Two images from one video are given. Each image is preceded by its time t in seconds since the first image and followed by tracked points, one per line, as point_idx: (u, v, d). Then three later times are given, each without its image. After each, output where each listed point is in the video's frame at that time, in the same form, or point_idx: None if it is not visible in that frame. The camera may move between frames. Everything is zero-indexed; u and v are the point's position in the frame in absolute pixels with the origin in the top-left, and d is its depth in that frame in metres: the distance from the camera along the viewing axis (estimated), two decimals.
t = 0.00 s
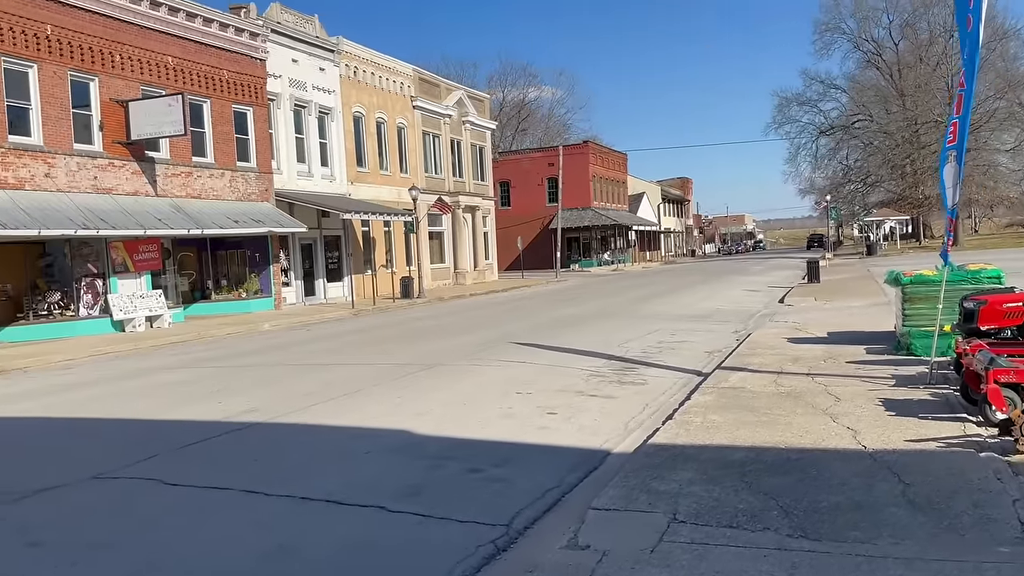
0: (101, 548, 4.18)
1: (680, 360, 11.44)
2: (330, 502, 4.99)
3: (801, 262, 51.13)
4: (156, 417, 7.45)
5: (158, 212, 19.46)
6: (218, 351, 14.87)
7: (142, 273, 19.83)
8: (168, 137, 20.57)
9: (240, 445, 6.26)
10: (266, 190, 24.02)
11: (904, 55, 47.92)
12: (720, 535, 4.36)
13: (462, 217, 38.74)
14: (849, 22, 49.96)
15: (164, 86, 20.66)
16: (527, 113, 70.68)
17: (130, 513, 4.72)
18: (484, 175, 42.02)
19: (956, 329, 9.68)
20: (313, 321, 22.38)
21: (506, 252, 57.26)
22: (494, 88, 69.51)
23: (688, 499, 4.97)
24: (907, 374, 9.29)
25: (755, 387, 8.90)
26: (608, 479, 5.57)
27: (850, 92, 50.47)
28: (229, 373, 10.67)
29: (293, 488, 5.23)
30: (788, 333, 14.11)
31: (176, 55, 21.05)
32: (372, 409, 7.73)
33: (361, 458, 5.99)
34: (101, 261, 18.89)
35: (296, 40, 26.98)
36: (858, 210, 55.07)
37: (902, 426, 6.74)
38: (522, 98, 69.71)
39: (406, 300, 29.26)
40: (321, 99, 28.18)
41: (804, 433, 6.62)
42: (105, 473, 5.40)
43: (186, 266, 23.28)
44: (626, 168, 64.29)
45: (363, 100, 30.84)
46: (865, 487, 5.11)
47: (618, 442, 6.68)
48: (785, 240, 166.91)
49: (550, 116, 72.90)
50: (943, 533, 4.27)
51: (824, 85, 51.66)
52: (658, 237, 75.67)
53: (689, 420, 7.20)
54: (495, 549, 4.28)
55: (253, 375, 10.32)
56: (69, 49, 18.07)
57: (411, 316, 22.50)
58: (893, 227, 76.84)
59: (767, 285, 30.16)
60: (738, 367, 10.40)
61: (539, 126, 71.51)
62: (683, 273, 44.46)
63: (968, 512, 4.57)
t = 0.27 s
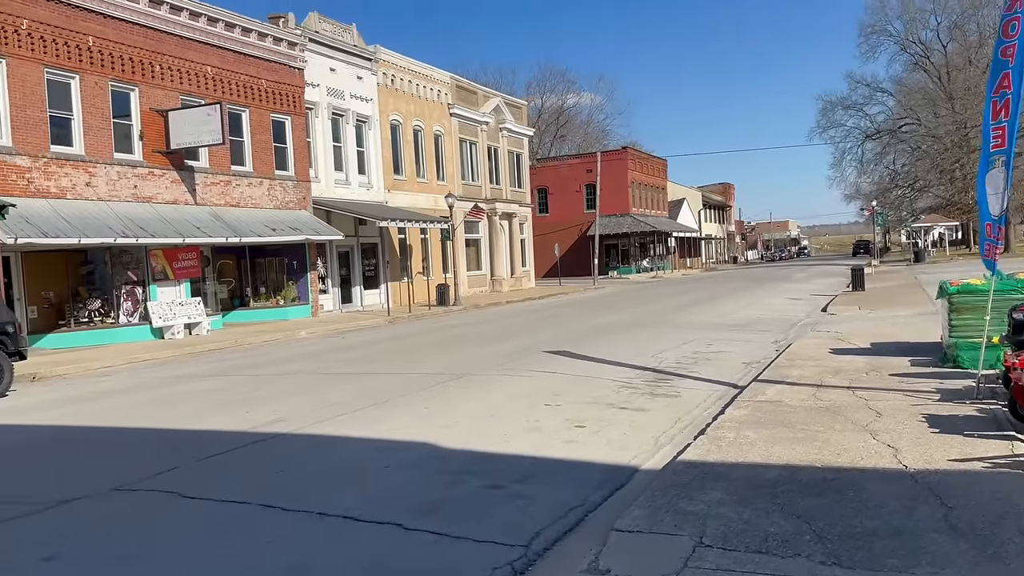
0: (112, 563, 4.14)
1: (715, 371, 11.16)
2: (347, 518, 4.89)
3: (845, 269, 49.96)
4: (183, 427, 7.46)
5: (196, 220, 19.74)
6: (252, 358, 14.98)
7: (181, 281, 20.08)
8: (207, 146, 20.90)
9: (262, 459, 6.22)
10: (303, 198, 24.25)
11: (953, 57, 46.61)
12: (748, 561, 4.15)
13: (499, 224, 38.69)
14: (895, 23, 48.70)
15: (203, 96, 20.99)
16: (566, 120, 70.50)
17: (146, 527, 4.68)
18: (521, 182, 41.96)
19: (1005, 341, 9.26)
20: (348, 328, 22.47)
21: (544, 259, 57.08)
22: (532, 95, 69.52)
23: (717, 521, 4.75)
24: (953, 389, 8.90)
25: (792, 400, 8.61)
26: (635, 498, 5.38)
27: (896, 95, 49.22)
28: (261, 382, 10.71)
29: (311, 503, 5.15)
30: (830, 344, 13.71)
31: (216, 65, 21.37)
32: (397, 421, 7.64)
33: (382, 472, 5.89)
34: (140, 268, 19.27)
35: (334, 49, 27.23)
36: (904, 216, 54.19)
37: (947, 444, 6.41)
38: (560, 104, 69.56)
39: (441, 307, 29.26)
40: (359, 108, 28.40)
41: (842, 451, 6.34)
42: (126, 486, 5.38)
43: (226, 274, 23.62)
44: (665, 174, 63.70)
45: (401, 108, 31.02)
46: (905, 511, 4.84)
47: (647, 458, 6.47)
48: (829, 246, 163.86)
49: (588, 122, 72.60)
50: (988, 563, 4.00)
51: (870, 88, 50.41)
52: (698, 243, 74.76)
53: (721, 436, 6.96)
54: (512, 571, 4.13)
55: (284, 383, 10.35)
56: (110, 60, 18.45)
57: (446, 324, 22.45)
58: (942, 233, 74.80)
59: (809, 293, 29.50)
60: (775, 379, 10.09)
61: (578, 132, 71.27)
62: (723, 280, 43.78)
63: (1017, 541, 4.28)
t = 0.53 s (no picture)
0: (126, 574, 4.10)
1: (751, 381, 10.87)
2: (366, 531, 4.81)
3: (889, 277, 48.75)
4: (211, 435, 7.48)
5: (234, 228, 20.00)
6: (285, 365, 15.06)
7: (218, 287, 20.61)
8: (245, 155, 21.18)
9: (286, 469, 6.19)
10: (339, 206, 24.42)
11: (1001, 61, 45.29)
12: None
13: (534, 231, 38.55)
14: (939, 26, 47.44)
15: (241, 106, 21.27)
16: (603, 127, 70.18)
17: (165, 537, 4.66)
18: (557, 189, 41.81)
19: None
20: (382, 336, 22.52)
21: (580, 267, 56.82)
22: (569, 102, 69.40)
23: (746, 541, 4.56)
24: (1001, 402, 8.50)
25: (830, 412, 8.31)
26: (662, 513, 5.21)
27: (941, 100, 47.94)
28: (292, 389, 10.74)
29: (331, 515, 5.09)
30: (872, 354, 13.30)
31: (253, 75, 21.64)
32: (424, 430, 7.57)
33: (404, 483, 5.80)
34: (179, 276, 19.79)
35: (371, 58, 27.43)
36: (949, 223, 53.20)
37: (994, 461, 6.10)
38: (597, 111, 69.31)
39: (476, 314, 29.22)
40: (395, 116, 28.56)
41: (881, 467, 6.08)
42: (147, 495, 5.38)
43: (263, 281, 23.86)
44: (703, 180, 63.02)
45: (436, 116, 31.13)
46: (946, 532, 4.59)
47: (678, 471, 6.27)
48: (873, 254, 160.59)
49: (625, 129, 72.21)
50: None
51: (914, 92, 49.11)
52: (737, 251, 73.70)
53: (755, 450, 6.74)
54: None
55: (315, 391, 10.35)
56: (150, 70, 18.78)
57: (479, 331, 22.37)
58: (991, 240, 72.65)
59: (851, 302, 28.82)
60: (814, 390, 9.78)
61: (615, 139, 70.91)
62: (761, 288, 43.06)
63: None
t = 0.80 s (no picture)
0: None
1: (787, 395, 10.59)
2: (386, 548, 4.72)
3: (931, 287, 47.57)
4: (238, 447, 7.49)
5: (268, 237, 20.18)
6: (315, 374, 15.10)
7: (252, 295, 20.85)
8: (279, 164, 21.39)
9: (309, 482, 6.15)
10: (372, 215, 24.56)
11: None
12: None
13: (566, 240, 38.39)
14: (980, 30, 46.12)
15: (276, 115, 21.49)
16: (637, 134, 69.78)
17: (184, 552, 4.63)
18: (590, 198, 41.61)
19: None
20: (413, 344, 22.53)
21: (614, 275, 56.48)
22: (603, 110, 69.19)
23: (778, 566, 4.37)
24: None
25: (868, 427, 8.04)
26: (691, 534, 5.04)
27: (985, 105, 46.74)
28: (322, 398, 10.76)
29: (352, 531, 5.01)
30: (912, 367, 12.90)
31: (288, 85, 21.85)
32: (450, 442, 7.48)
33: (427, 498, 5.72)
34: (213, 284, 19.99)
35: (404, 68, 27.57)
36: (994, 231, 51.80)
37: None
38: (631, 119, 68.96)
39: (507, 323, 29.14)
40: (428, 125, 28.66)
41: (922, 487, 5.82)
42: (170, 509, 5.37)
43: (297, 289, 23.99)
44: (739, 188, 62.28)
45: (469, 125, 31.18)
46: (992, 559, 4.36)
47: (708, 489, 6.09)
48: (915, 262, 157.26)
49: (660, 137, 71.72)
50: None
51: (956, 98, 47.71)
52: (774, 259, 72.66)
53: (788, 467, 6.52)
54: None
55: (343, 401, 10.34)
56: (186, 81, 19.06)
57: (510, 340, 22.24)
58: None
59: (891, 312, 28.10)
60: (851, 404, 9.49)
61: (649, 146, 70.46)
62: (798, 297, 42.29)
63: None
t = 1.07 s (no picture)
0: None
1: (816, 408, 10.35)
2: (400, 564, 4.65)
3: (966, 297, 46.54)
4: (258, 458, 7.48)
5: (295, 246, 20.30)
6: (339, 382, 15.11)
7: (279, 304, 21.01)
8: (306, 173, 21.52)
9: (327, 497, 6.10)
10: (398, 224, 24.64)
11: None
12: None
13: (593, 248, 38.20)
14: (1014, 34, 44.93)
15: (304, 125, 21.66)
16: (665, 143, 69.41)
17: (198, 566, 4.60)
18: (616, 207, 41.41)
19: None
20: (437, 353, 22.50)
21: (641, 284, 56.11)
22: (630, 119, 68.96)
23: None
24: None
25: (900, 443, 7.80)
26: (713, 555, 4.89)
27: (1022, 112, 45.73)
28: (344, 408, 10.75)
29: (367, 547, 4.95)
30: (946, 380, 12.56)
31: (315, 94, 22.02)
32: (469, 455, 7.40)
33: (443, 514, 5.64)
34: (241, 292, 20.17)
35: (431, 78, 27.66)
36: None
37: None
38: (659, 127, 68.59)
39: (533, 332, 29.02)
40: (454, 134, 28.72)
41: (957, 508, 5.60)
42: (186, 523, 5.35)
43: (323, 297, 24.16)
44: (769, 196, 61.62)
45: (495, 133, 31.20)
46: None
47: (733, 508, 5.93)
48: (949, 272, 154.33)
49: (688, 145, 71.27)
50: None
51: (990, 105, 46.53)
52: (804, 268, 71.71)
53: (816, 485, 6.33)
54: None
55: (365, 411, 10.32)
56: (215, 91, 19.27)
57: (535, 350, 22.10)
58: None
59: (924, 322, 27.47)
60: (882, 419, 9.24)
61: (677, 154, 70.00)
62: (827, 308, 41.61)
63: None
